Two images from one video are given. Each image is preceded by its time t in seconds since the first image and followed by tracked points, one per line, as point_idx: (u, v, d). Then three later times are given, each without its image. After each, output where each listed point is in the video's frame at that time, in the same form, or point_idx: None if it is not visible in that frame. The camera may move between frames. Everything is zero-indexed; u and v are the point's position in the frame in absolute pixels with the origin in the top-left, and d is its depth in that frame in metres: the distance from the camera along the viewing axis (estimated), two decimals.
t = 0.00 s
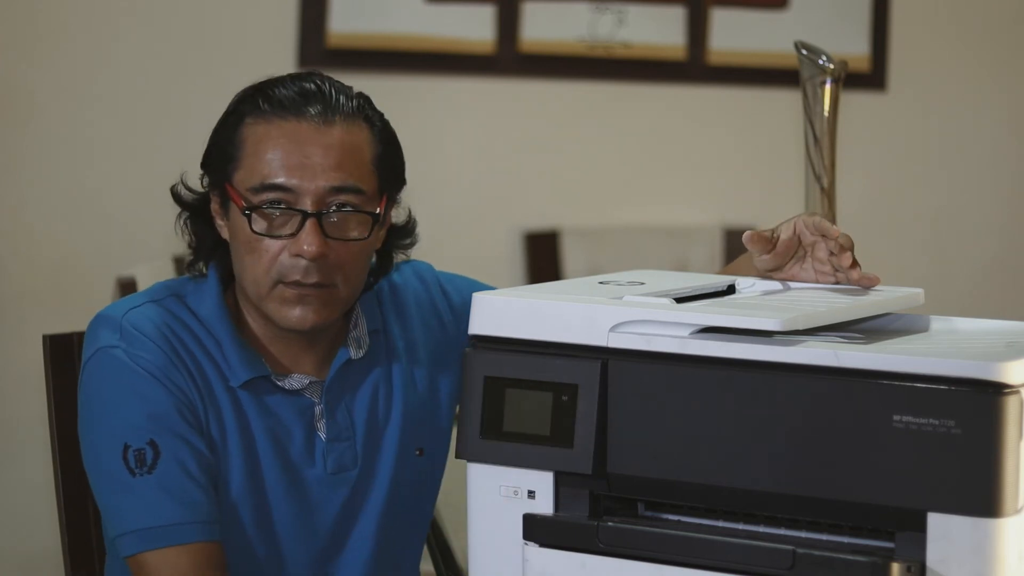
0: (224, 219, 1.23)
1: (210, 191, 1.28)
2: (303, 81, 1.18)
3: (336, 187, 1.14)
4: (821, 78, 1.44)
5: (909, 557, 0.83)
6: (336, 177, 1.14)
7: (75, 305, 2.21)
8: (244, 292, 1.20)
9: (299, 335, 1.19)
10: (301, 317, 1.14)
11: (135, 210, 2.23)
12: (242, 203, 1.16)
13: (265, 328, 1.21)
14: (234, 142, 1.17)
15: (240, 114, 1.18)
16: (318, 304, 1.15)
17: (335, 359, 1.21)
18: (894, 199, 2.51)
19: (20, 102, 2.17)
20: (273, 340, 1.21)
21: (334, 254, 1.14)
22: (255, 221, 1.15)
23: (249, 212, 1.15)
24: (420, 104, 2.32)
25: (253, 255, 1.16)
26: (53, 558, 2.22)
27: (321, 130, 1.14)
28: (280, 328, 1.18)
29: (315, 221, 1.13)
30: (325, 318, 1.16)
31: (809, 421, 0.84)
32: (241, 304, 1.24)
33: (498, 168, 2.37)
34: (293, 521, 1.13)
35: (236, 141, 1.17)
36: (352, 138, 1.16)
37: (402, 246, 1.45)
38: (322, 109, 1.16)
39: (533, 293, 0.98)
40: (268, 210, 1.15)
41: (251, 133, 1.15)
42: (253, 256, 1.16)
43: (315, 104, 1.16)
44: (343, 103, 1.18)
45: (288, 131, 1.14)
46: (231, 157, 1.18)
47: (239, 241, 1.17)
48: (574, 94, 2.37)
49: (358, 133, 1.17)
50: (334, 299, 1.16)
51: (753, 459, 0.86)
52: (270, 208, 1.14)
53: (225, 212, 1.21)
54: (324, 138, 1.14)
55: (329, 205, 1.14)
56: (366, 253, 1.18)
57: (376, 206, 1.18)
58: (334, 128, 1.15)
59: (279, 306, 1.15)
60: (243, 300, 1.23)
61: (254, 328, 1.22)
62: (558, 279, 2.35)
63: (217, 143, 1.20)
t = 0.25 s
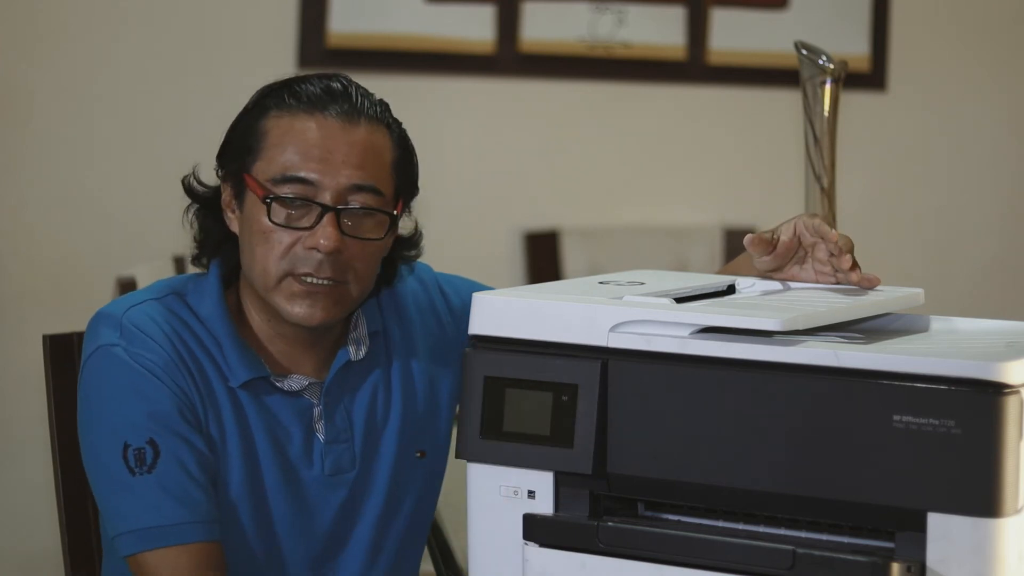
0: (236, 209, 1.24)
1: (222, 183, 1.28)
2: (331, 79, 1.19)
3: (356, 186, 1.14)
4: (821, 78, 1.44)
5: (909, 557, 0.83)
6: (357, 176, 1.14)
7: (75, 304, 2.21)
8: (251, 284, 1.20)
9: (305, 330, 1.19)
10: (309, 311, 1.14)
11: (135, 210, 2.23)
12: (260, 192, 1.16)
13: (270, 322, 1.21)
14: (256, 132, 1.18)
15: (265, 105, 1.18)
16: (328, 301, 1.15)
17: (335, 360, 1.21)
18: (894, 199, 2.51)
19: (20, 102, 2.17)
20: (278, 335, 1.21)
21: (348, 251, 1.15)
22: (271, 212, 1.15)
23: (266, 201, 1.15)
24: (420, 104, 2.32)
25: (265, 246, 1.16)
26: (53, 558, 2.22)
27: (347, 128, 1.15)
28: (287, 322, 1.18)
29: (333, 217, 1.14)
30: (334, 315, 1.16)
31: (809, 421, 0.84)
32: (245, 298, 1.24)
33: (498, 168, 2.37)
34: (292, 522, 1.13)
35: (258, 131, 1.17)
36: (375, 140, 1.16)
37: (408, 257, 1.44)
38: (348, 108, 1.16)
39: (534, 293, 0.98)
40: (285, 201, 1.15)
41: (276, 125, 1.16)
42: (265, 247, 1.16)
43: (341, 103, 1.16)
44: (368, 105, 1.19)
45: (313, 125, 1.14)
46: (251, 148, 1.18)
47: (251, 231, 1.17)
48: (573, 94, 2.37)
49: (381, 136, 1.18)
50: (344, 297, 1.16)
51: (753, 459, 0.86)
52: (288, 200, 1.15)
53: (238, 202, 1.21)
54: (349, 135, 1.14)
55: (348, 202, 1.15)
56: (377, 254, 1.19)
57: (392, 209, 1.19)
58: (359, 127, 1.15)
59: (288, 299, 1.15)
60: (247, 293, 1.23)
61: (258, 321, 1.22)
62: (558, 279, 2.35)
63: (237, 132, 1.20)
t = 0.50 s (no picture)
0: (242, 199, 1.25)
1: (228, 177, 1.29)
2: (345, 76, 1.21)
3: (364, 172, 1.15)
4: (821, 78, 1.44)
5: (909, 557, 0.83)
6: (366, 164, 1.16)
7: (75, 304, 2.21)
8: (254, 273, 1.20)
9: (307, 319, 1.19)
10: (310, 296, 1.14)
11: (135, 211, 2.23)
12: (270, 174, 1.17)
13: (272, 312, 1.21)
14: (269, 119, 1.19)
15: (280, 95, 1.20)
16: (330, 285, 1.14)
17: (335, 359, 1.21)
18: (894, 199, 2.51)
19: (20, 102, 2.17)
20: (279, 326, 1.21)
21: (352, 236, 1.15)
22: (278, 197, 1.16)
23: (275, 183, 1.16)
24: (420, 104, 2.32)
25: (271, 229, 1.16)
26: (53, 557, 2.22)
27: (359, 116, 1.16)
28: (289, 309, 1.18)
29: (340, 200, 1.14)
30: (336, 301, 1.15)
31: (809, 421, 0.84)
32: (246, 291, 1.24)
33: (498, 168, 2.37)
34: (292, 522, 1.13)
35: (270, 119, 1.19)
36: (386, 133, 1.18)
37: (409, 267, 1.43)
38: (361, 99, 1.19)
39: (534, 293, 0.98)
40: (294, 184, 1.16)
41: (289, 111, 1.18)
42: (270, 230, 1.16)
43: (354, 95, 1.19)
44: (379, 101, 1.21)
45: (326, 111, 1.16)
46: (262, 135, 1.20)
47: (258, 216, 1.18)
48: (573, 94, 2.37)
49: (391, 130, 1.19)
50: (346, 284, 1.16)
51: (753, 458, 0.86)
52: (297, 182, 1.16)
53: (245, 190, 1.22)
54: (361, 123, 1.16)
55: (355, 189, 1.16)
56: (381, 246, 1.19)
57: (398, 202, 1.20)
58: (370, 117, 1.17)
59: (290, 281, 1.15)
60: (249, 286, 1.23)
61: (259, 312, 1.22)
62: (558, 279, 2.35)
63: (249, 122, 1.22)
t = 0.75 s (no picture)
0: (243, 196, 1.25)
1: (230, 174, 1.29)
2: (348, 76, 1.22)
3: (366, 168, 1.16)
4: (821, 78, 1.44)
5: (909, 557, 0.83)
6: (368, 161, 1.16)
7: (75, 304, 2.21)
8: (253, 268, 1.20)
9: (306, 316, 1.19)
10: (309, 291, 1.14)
11: (135, 211, 2.23)
12: (271, 168, 1.17)
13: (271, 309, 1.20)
14: (271, 116, 1.20)
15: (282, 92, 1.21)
16: (329, 279, 1.14)
17: (335, 357, 1.21)
18: (893, 199, 2.51)
19: (20, 102, 2.17)
20: (279, 323, 1.20)
21: (353, 231, 1.15)
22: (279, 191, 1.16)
23: (276, 176, 1.16)
24: (420, 103, 2.32)
25: (271, 224, 1.16)
26: (53, 557, 2.22)
27: (362, 113, 1.17)
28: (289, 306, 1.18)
29: (341, 195, 1.15)
30: (336, 297, 1.15)
31: (809, 421, 0.84)
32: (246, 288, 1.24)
33: (498, 168, 2.37)
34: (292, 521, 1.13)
35: (272, 115, 1.20)
36: (387, 132, 1.18)
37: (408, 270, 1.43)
38: (363, 97, 1.19)
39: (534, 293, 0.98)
40: (295, 178, 1.16)
41: (291, 107, 1.18)
42: (270, 225, 1.16)
43: (357, 93, 1.19)
44: (382, 100, 1.21)
45: (328, 108, 1.16)
46: (264, 131, 1.20)
47: (258, 211, 1.18)
48: (573, 94, 2.37)
49: (393, 129, 1.20)
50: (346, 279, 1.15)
51: (753, 458, 0.86)
52: (298, 177, 1.16)
53: (246, 187, 1.22)
54: (363, 120, 1.16)
55: (356, 184, 1.16)
56: (381, 243, 1.19)
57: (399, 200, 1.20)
58: (373, 115, 1.18)
59: (289, 275, 1.14)
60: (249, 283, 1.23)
61: (258, 309, 1.22)
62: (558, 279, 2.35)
63: (250, 120, 1.22)
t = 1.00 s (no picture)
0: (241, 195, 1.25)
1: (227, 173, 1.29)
2: (345, 73, 1.22)
3: (363, 165, 1.16)
4: (821, 78, 1.44)
5: (909, 557, 0.83)
6: (365, 157, 1.16)
7: (75, 304, 2.21)
8: (252, 267, 1.20)
9: (305, 314, 1.19)
10: (307, 288, 1.13)
11: (135, 211, 2.23)
12: (268, 166, 1.17)
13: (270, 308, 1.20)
14: (268, 114, 1.20)
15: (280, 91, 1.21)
16: (328, 277, 1.14)
17: (334, 355, 1.21)
18: (893, 199, 2.51)
19: (20, 102, 2.17)
20: (278, 321, 1.20)
21: (351, 228, 1.15)
22: (277, 189, 1.16)
23: (273, 174, 1.16)
24: (420, 103, 2.32)
25: (269, 222, 1.16)
26: (53, 557, 2.22)
27: (359, 110, 1.17)
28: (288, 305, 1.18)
29: (339, 192, 1.15)
30: (334, 295, 1.15)
31: (809, 421, 0.84)
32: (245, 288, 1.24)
33: (497, 168, 2.37)
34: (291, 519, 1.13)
35: (269, 113, 1.20)
36: (385, 129, 1.19)
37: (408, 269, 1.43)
38: (360, 94, 1.19)
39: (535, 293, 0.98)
40: (293, 176, 1.16)
41: (288, 104, 1.18)
42: (269, 222, 1.16)
43: (354, 91, 1.19)
44: (379, 97, 1.21)
45: (326, 105, 1.16)
46: (261, 129, 1.20)
47: (256, 209, 1.18)
48: (573, 94, 2.37)
49: (390, 126, 1.20)
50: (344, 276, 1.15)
51: (753, 458, 0.86)
52: (296, 174, 1.16)
53: (245, 185, 1.22)
54: (360, 116, 1.16)
55: (354, 181, 1.16)
56: (379, 240, 1.19)
57: (397, 196, 1.20)
58: (369, 111, 1.18)
59: (288, 273, 1.14)
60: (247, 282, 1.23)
61: (258, 308, 1.22)
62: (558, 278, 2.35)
63: (248, 119, 1.23)
